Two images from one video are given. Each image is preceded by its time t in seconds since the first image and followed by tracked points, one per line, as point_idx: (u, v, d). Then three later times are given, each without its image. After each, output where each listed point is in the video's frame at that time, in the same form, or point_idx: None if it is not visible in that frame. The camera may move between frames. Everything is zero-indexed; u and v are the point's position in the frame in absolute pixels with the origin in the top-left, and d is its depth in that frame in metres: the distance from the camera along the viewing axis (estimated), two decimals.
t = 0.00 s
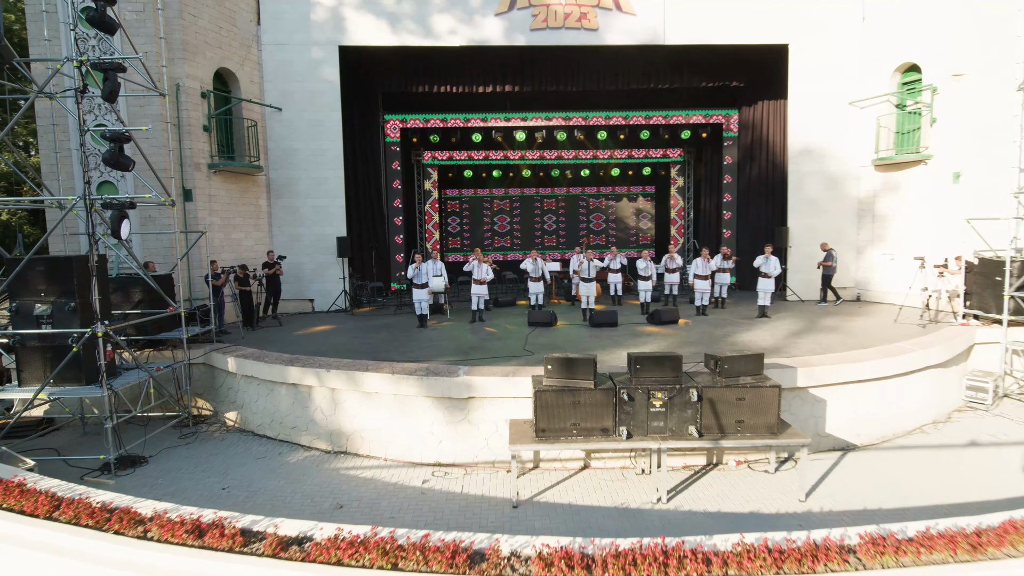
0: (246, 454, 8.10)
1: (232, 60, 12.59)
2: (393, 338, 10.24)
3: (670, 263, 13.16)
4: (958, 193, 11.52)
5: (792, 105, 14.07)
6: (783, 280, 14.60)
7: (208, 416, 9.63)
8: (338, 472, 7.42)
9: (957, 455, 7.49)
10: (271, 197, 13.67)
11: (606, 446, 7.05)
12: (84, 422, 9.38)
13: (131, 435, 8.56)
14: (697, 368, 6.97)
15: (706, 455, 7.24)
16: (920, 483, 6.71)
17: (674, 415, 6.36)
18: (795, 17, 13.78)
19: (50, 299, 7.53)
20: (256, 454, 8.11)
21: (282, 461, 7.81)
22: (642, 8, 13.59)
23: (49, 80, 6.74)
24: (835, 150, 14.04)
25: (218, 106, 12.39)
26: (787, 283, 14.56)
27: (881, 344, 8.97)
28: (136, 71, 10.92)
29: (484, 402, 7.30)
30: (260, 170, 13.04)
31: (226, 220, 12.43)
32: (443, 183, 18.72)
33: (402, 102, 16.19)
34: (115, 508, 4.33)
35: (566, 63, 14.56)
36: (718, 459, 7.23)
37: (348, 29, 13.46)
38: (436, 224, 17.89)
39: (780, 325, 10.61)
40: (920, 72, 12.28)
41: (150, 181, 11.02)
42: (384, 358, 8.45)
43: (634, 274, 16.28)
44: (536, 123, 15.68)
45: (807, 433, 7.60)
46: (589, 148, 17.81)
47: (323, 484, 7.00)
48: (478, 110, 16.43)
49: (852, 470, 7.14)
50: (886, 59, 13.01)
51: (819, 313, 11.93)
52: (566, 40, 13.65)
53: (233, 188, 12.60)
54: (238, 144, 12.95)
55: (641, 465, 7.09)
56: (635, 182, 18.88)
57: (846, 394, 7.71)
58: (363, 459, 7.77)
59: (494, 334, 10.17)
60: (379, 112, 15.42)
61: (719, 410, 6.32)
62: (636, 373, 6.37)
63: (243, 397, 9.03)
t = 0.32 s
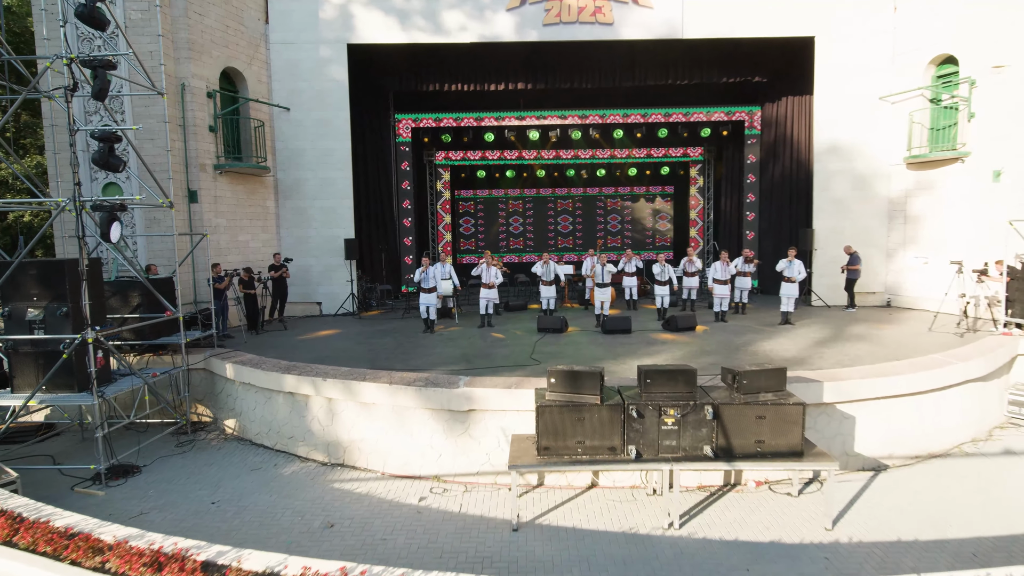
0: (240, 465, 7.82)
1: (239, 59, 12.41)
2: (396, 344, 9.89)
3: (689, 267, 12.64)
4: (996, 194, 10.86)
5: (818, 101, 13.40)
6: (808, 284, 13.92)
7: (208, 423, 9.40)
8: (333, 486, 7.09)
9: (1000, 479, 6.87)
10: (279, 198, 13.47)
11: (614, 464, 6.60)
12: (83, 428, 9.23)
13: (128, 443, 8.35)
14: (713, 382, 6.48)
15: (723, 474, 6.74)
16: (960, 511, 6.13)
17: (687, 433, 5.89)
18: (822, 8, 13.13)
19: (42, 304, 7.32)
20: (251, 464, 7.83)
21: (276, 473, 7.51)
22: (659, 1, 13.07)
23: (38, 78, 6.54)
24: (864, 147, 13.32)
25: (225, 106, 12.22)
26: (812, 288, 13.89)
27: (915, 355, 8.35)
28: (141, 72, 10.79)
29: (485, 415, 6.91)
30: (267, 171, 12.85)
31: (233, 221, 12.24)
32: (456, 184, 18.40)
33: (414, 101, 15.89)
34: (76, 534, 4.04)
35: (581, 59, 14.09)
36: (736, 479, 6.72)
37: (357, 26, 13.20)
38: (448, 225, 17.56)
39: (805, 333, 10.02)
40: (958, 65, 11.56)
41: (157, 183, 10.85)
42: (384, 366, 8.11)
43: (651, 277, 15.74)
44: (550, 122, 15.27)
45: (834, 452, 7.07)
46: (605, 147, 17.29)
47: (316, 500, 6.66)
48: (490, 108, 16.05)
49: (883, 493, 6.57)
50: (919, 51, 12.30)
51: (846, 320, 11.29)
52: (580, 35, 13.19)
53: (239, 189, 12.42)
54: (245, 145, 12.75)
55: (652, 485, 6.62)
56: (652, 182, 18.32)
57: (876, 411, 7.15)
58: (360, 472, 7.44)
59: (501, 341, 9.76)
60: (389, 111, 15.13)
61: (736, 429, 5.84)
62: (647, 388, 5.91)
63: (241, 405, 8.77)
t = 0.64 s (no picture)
0: (229, 476, 7.51)
1: (239, 57, 12.17)
2: (396, 350, 9.54)
3: (703, 269, 12.22)
4: None
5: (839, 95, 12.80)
6: (827, 287, 13.33)
7: (201, 430, 9.13)
8: (322, 502, 6.75)
9: None
10: (281, 198, 13.21)
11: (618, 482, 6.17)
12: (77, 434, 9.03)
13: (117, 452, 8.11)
14: (725, 397, 6.02)
15: (736, 495, 6.28)
16: (997, 539, 5.61)
17: (696, 453, 5.45)
18: None
19: (26, 309, 7.06)
20: (240, 476, 7.53)
21: (265, 486, 7.19)
22: None
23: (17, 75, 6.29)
24: (888, 144, 12.69)
25: (225, 104, 11.99)
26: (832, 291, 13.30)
27: (945, 366, 7.81)
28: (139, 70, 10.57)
29: (482, 428, 6.53)
30: (269, 170, 12.59)
31: (233, 222, 12.00)
32: (463, 183, 18.03)
33: (420, 98, 15.56)
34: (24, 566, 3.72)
35: (590, 53, 13.63)
36: (751, 500, 6.26)
37: (360, 23, 12.89)
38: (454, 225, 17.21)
39: (825, 340, 9.49)
40: (989, 57, 10.91)
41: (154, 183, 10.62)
42: (379, 375, 7.76)
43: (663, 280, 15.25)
44: (560, 120, 14.84)
45: (857, 471, 6.57)
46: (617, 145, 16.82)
47: (303, 518, 6.33)
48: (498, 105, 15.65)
49: (911, 518, 6.07)
50: (946, 42, 11.68)
51: (869, 326, 10.71)
52: (589, 29, 12.74)
53: (240, 189, 12.17)
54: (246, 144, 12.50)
55: (659, 505, 6.18)
56: (665, 181, 17.83)
57: (904, 427, 6.64)
58: (352, 487, 7.10)
59: (504, 347, 9.37)
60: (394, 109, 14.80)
61: (750, 449, 5.38)
62: (653, 404, 5.49)
63: (234, 412, 8.48)
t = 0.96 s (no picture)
0: (217, 490, 7.21)
1: (240, 56, 11.92)
2: (394, 358, 9.18)
3: (716, 274, 11.76)
4: None
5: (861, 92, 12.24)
6: (847, 292, 12.77)
7: (194, 439, 8.88)
8: (310, 521, 6.42)
9: None
10: (282, 200, 12.94)
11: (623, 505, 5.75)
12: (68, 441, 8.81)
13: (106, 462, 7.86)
14: (738, 415, 5.58)
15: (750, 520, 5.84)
16: None
17: (706, 479, 5.03)
18: None
19: (8, 316, 6.77)
20: (228, 490, 7.23)
21: (253, 502, 6.89)
22: None
23: None
24: (912, 143, 12.11)
25: (225, 104, 11.74)
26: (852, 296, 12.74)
27: (976, 380, 7.28)
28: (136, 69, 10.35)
29: (478, 445, 6.15)
30: (269, 171, 12.33)
31: (232, 224, 11.75)
32: (470, 184, 17.68)
33: (426, 97, 15.23)
34: None
35: (600, 50, 13.20)
36: (766, 525, 5.81)
37: (362, 20, 12.59)
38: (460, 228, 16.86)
39: (845, 350, 8.97)
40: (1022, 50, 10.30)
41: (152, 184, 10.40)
42: (372, 385, 7.40)
43: (675, 283, 14.78)
44: (569, 119, 14.40)
45: (882, 496, 6.10)
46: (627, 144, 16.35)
47: (289, 539, 5.99)
48: (505, 104, 15.27)
49: (942, 548, 5.59)
50: (975, 35, 11.09)
51: (893, 335, 10.15)
52: (598, 24, 12.31)
53: (240, 190, 11.92)
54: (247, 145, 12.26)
55: (667, 531, 5.76)
56: (676, 181, 17.37)
57: (932, 449, 6.16)
58: (342, 504, 6.77)
59: (506, 356, 8.97)
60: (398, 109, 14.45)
61: (765, 474, 4.94)
62: (659, 424, 5.08)
63: (225, 422, 8.20)
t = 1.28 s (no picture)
0: (201, 507, 6.90)
1: (236, 54, 11.64)
2: (389, 367, 8.83)
3: (726, 279, 11.39)
4: None
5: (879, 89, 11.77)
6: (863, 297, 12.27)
7: (183, 449, 8.59)
8: (294, 542, 6.08)
9: None
10: (280, 201, 12.64)
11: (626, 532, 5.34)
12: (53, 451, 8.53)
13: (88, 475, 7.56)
14: (750, 436, 5.17)
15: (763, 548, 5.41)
16: None
17: (715, 507, 4.62)
18: None
19: None
20: (212, 506, 6.92)
21: (236, 520, 6.56)
22: None
23: None
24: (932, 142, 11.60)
25: (220, 103, 11.46)
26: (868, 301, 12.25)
27: (1006, 396, 6.80)
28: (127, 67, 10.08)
29: (470, 464, 5.79)
30: (266, 172, 12.03)
31: (227, 226, 11.46)
32: (473, 185, 17.35)
33: (428, 97, 14.91)
34: None
35: (606, 46, 12.79)
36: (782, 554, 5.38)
37: (361, 16, 12.25)
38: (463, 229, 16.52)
39: (864, 361, 8.50)
40: None
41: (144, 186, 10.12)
42: (363, 397, 7.05)
43: (684, 287, 14.35)
44: (576, 118, 14.03)
45: (905, 521, 5.67)
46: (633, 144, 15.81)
47: (269, 562, 5.64)
48: (510, 103, 14.91)
49: None
50: (998, 29, 10.60)
51: (913, 343, 9.65)
52: (604, 20, 11.89)
53: (235, 192, 11.64)
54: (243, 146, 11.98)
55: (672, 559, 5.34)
56: (683, 181, 16.97)
57: (960, 471, 5.72)
58: (329, 524, 6.42)
59: (506, 366, 8.58)
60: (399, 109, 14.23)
61: (779, 503, 4.54)
62: (664, 447, 4.68)
63: (212, 433, 7.89)
